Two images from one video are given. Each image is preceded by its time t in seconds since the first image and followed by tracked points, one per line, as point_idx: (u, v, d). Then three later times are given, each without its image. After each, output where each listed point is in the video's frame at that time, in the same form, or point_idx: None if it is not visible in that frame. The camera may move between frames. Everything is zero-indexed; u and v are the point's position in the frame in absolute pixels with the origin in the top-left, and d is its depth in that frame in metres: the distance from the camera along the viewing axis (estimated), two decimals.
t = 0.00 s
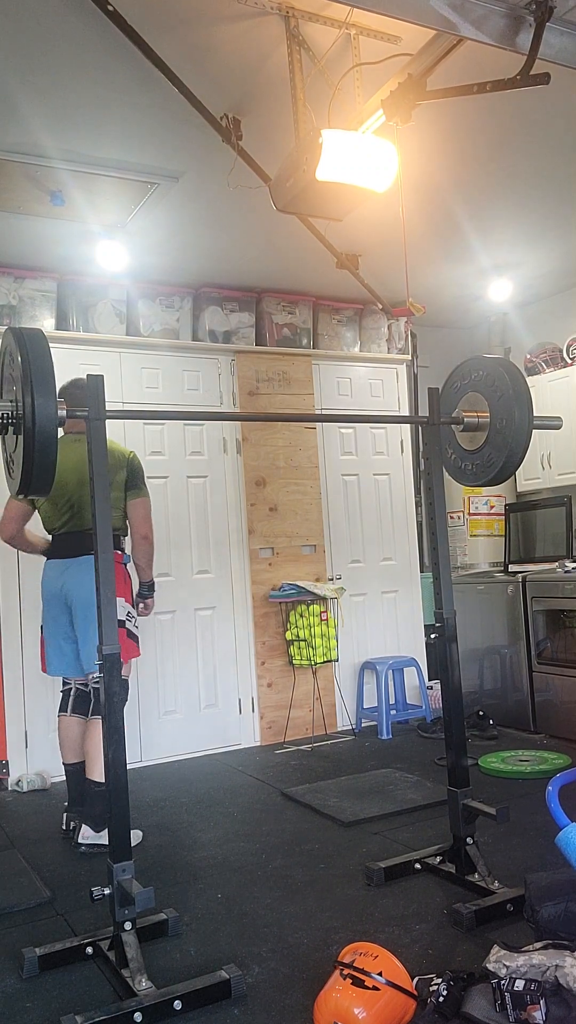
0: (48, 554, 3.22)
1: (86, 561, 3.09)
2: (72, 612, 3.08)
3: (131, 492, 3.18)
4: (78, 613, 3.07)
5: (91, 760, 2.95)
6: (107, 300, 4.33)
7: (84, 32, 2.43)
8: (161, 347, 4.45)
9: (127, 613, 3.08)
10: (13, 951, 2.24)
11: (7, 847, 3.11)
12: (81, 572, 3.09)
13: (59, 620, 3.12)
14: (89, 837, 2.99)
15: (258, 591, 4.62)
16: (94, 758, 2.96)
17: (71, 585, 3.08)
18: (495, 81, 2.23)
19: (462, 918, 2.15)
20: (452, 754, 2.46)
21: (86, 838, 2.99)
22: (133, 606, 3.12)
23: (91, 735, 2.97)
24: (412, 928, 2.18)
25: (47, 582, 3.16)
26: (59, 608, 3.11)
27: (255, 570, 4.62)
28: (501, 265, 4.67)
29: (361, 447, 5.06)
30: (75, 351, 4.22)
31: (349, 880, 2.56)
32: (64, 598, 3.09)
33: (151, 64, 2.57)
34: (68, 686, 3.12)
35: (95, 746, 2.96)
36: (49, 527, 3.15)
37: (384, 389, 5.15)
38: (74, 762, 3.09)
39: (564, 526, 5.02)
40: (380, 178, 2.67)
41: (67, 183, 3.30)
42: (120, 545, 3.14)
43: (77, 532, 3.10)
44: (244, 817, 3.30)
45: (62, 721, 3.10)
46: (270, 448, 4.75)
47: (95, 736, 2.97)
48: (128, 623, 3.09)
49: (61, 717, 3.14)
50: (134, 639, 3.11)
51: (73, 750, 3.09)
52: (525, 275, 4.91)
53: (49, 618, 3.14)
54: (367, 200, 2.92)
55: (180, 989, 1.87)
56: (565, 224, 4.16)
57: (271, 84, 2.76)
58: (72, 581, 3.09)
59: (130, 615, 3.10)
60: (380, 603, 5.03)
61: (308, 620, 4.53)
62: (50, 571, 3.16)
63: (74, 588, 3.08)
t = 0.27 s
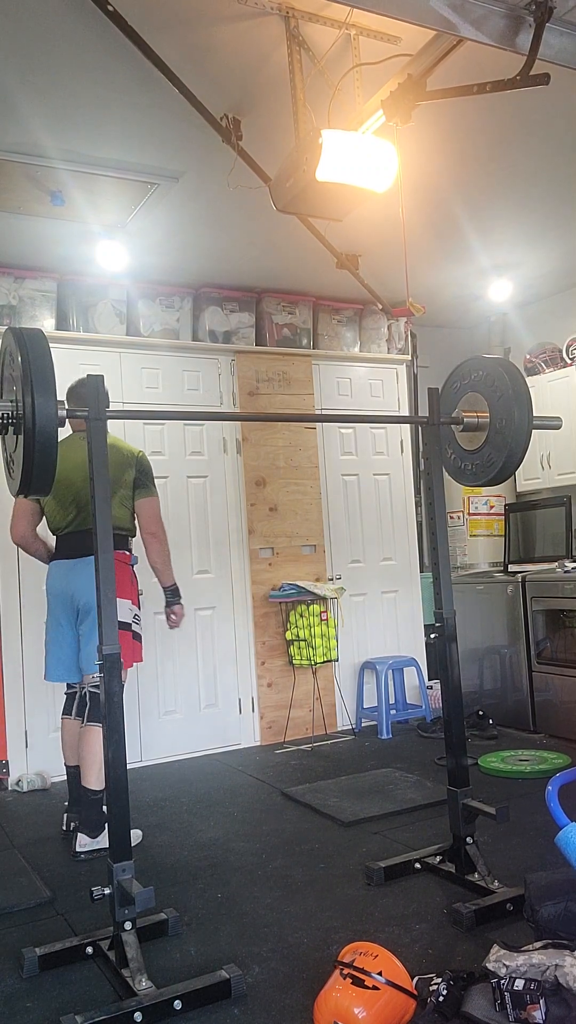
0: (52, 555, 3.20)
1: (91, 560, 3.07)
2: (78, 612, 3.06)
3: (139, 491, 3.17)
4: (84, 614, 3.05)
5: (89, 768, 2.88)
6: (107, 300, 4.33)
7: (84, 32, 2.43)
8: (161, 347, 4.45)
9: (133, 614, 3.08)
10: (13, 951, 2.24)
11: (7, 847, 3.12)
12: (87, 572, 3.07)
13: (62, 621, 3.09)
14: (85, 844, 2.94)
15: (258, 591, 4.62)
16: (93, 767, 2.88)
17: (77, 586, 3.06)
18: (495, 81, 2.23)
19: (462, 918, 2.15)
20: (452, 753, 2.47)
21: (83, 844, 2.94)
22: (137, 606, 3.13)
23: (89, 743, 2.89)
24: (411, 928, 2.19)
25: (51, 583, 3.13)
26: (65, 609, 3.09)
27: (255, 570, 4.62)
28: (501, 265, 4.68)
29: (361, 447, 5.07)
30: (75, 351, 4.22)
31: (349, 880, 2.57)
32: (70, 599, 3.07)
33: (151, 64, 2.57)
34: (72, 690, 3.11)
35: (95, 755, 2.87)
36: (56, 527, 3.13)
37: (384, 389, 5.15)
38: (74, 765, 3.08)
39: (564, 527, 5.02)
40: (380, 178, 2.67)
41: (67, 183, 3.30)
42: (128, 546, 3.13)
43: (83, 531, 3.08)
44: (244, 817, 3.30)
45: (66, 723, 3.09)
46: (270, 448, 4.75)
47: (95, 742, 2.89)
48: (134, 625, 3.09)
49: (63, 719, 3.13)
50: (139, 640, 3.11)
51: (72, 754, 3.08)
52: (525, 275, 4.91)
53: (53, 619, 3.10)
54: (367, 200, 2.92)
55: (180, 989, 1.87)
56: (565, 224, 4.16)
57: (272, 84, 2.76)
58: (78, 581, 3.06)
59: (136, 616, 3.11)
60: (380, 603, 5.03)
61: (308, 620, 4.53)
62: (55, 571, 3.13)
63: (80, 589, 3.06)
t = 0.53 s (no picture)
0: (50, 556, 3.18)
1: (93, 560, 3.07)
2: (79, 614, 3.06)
3: (141, 491, 3.16)
4: (85, 615, 3.06)
5: (88, 770, 2.88)
6: (107, 301, 4.32)
7: (84, 32, 2.43)
8: (161, 347, 4.45)
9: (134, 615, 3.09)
10: (13, 951, 2.24)
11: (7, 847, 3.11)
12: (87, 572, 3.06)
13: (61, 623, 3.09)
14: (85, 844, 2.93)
15: (258, 591, 4.62)
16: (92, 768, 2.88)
17: (77, 587, 3.06)
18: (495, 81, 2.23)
19: (462, 919, 2.15)
20: (452, 753, 2.46)
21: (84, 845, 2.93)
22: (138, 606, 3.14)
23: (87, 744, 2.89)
24: (412, 928, 2.18)
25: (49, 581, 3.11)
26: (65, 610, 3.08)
27: (255, 570, 4.62)
28: (501, 265, 4.67)
29: (361, 447, 5.06)
30: (75, 351, 4.22)
31: (349, 880, 2.57)
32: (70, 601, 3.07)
33: (151, 64, 2.57)
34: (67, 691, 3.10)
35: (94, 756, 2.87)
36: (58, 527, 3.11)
37: (384, 389, 5.15)
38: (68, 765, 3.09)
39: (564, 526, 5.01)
40: (380, 178, 2.67)
41: (67, 183, 3.30)
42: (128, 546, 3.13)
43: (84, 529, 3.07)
44: (244, 818, 3.30)
45: (59, 721, 3.10)
46: (270, 448, 4.75)
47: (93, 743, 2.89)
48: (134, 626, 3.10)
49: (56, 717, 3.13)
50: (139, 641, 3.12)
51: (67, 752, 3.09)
52: (525, 275, 4.91)
53: (51, 618, 3.08)
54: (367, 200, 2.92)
55: (180, 990, 1.87)
56: (565, 224, 4.16)
57: (272, 84, 2.76)
58: (79, 581, 3.06)
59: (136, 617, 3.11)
60: (380, 603, 5.03)
61: (308, 620, 4.53)
62: (54, 571, 3.11)
63: (80, 589, 3.06)
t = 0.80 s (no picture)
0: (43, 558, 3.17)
1: (85, 561, 3.10)
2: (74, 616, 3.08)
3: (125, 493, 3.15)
4: (78, 618, 3.08)
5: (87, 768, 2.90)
6: (107, 301, 4.32)
7: (84, 32, 2.43)
8: (161, 347, 4.45)
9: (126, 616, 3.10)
10: (13, 951, 2.24)
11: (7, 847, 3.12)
12: (80, 573, 3.09)
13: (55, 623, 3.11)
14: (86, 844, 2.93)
15: (258, 591, 4.62)
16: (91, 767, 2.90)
17: (72, 588, 3.09)
18: (495, 81, 2.23)
19: (462, 918, 2.15)
20: (452, 753, 2.46)
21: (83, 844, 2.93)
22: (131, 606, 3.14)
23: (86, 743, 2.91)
24: (412, 928, 2.18)
25: (43, 583, 3.13)
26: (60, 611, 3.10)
27: (255, 570, 4.62)
28: (501, 265, 4.67)
29: (361, 447, 5.06)
30: (75, 351, 4.23)
31: (349, 880, 2.57)
32: (65, 601, 3.09)
33: (151, 64, 2.57)
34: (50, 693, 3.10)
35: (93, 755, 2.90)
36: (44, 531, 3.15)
37: (384, 389, 5.15)
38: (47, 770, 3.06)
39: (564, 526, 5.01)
40: (380, 178, 2.67)
41: (67, 183, 3.30)
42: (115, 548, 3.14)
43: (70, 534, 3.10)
44: (244, 818, 3.30)
45: (37, 725, 3.06)
46: (270, 448, 4.75)
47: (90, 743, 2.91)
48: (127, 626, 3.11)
49: (34, 721, 3.09)
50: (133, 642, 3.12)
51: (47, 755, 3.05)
52: (525, 275, 4.91)
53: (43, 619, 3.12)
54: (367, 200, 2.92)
55: (180, 989, 1.86)
56: (566, 224, 4.16)
57: (272, 84, 2.76)
58: (72, 581, 3.09)
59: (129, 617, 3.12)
60: (381, 603, 5.03)
61: (308, 619, 4.53)
62: (46, 572, 3.12)
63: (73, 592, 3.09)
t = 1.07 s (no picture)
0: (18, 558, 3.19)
1: (61, 561, 3.10)
2: (48, 615, 3.08)
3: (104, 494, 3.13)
4: (47, 616, 3.08)
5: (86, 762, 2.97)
6: (107, 301, 4.32)
7: (84, 32, 2.43)
8: (161, 347, 4.45)
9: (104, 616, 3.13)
10: (13, 951, 2.24)
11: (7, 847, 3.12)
12: (53, 572, 3.09)
13: (31, 623, 3.11)
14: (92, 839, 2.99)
15: (258, 591, 4.62)
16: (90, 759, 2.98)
17: (44, 587, 3.08)
18: (495, 81, 2.23)
19: (463, 918, 2.15)
20: (452, 754, 2.46)
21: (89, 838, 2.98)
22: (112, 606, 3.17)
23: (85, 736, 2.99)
24: (412, 928, 2.18)
25: (15, 584, 3.14)
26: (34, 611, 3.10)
27: (255, 571, 4.62)
28: (501, 265, 4.67)
29: (361, 447, 5.06)
30: (75, 351, 4.23)
31: (349, 880, 2.57)
32: (38, 600, 3.08)
33: (151, 64, 2.58)
34: (29, 693, 3.10)
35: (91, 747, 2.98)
36: (19, 532, 3.16)
37: (384, 389, 5.15)
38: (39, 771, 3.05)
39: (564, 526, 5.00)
40: (380, 178, 2.67)
41: (67, 183, 3.30)
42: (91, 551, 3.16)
43: (45, 535, 3.11)
44: (244, 818, 3.30)
45: (22, 727, 3.05)
46: (270, 448, 4.75)
47: (87, 736, 2.99)
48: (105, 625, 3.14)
49: (20, 726, 3.06)
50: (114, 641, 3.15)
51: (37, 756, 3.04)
52: (525, 275, 4.91)
53: (17, 619, 3.14)
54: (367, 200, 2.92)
55: (180, 989, 1.86)
56: (566, 224, 4.16)
57: (272, 84, 2.76)
58: (45, 581, 3.09)
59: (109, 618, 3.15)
60: (381, 603, 5.03)
61: (308, 620, 4.53)
62: (21, 573, 3.13)
63: (44, 591, 3.09)
